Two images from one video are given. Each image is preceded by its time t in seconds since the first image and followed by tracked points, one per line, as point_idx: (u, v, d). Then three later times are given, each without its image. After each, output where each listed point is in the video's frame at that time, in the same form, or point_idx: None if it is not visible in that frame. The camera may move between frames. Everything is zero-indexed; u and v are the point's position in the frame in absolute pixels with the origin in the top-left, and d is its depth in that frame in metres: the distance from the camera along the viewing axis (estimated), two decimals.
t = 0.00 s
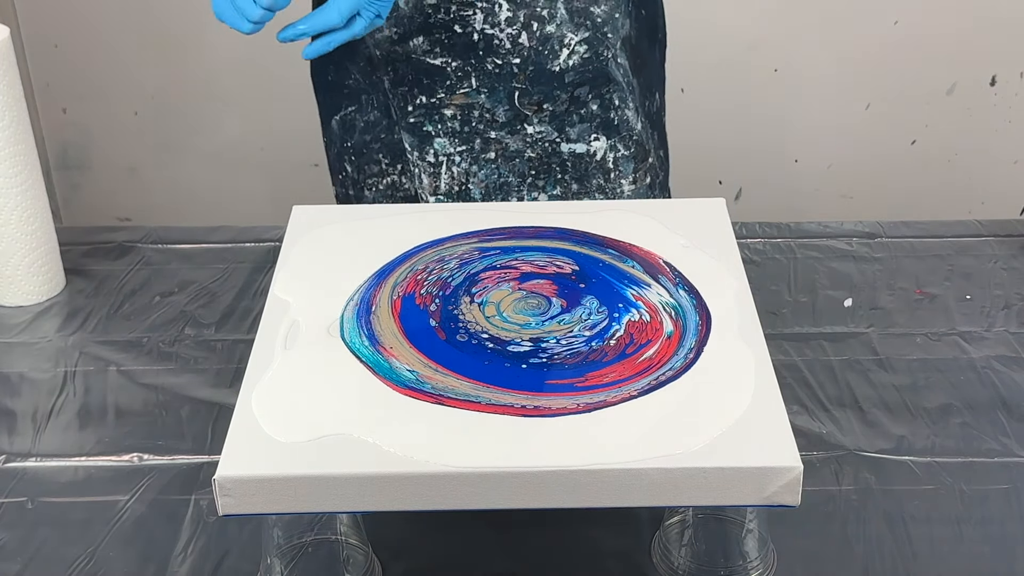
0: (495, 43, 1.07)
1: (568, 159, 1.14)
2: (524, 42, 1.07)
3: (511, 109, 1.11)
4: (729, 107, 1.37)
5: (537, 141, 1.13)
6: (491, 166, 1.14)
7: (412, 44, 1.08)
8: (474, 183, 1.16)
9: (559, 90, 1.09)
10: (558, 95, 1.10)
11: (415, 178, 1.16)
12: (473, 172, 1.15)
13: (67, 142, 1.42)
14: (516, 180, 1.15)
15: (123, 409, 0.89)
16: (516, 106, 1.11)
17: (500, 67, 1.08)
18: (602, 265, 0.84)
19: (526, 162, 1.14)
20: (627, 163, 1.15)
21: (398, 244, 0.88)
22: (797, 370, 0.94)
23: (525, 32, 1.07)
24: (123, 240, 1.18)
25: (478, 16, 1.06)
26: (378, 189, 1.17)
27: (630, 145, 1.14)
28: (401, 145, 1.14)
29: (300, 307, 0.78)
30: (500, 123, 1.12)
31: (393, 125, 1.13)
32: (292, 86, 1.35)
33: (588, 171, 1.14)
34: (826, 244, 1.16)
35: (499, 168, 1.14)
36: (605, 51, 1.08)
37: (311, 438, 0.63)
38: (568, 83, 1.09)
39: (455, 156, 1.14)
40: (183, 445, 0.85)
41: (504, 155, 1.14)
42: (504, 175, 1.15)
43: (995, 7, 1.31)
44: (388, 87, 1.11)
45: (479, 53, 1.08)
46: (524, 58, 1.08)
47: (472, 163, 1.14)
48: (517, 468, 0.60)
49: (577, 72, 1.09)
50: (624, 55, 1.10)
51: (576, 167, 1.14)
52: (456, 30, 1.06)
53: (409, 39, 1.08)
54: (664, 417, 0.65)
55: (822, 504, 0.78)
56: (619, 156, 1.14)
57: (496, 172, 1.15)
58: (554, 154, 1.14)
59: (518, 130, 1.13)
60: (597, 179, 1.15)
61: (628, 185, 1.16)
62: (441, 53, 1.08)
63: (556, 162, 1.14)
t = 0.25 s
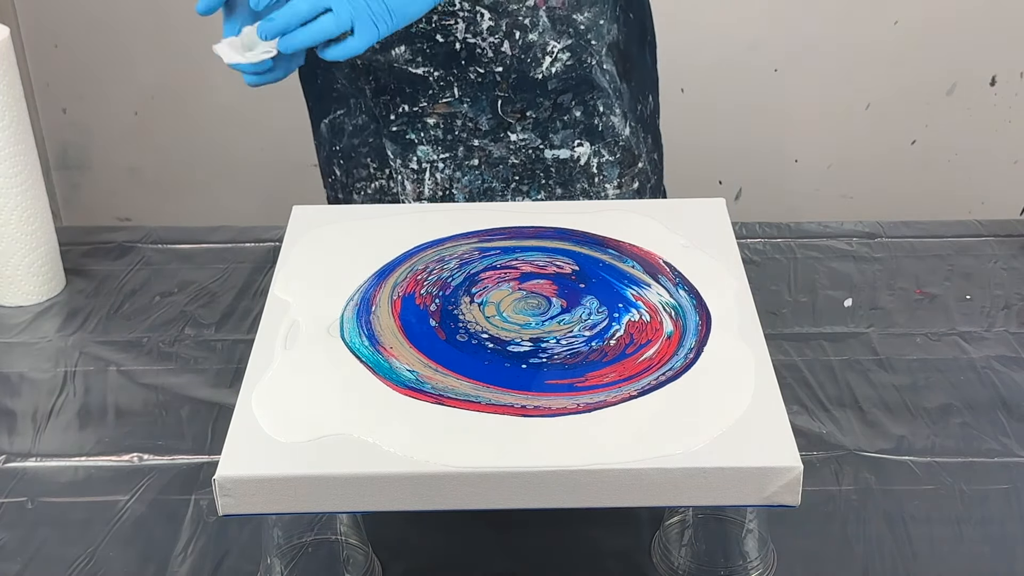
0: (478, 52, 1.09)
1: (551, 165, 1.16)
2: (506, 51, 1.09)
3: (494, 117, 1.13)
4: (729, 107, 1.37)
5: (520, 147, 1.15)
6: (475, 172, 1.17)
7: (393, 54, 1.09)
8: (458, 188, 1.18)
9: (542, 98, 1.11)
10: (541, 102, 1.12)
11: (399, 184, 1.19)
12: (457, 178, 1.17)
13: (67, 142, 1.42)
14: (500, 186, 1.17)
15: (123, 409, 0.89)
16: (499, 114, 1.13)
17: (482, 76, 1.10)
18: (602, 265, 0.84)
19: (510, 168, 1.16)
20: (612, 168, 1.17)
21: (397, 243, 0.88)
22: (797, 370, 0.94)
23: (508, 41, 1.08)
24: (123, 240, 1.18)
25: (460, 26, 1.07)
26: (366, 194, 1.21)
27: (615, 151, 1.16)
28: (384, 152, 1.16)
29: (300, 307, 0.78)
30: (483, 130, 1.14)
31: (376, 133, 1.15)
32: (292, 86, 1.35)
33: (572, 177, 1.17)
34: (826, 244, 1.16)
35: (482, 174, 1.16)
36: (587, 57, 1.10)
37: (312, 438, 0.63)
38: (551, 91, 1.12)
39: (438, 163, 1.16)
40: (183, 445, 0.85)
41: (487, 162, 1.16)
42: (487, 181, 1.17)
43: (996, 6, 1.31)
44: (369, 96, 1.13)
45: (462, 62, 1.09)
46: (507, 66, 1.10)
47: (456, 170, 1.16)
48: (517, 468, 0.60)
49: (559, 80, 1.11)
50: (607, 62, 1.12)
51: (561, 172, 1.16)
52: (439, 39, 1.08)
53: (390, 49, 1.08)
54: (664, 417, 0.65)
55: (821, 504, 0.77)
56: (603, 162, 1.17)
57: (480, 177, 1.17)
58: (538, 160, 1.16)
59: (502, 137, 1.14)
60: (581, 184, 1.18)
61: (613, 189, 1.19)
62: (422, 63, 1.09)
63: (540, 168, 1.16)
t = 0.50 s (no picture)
0: (486, 42, 1.02)
1: (558, 156, 1.11)
2: (516, 42, 1.02)
3: (502, 107, 1.07)
4: (729, 107, 1.37)
5: (528, 138, 1.09)
6: (482, 163, 1.12)
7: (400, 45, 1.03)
8: (465, 180, 1.13)
9: (550, 90, 1.05)
10: (549, 94, 1.06)
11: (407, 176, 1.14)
12: (464, 170, 1.12)
13: (67, 142, 1.42)
14: (507, 177, 1.12)
15: (123, 409, 0.89)
16: (507, 104, 1.07)
17: (491, 66, 1.04)
18: (602, 265, 0.84)
19: (518, 159, 1.11)
20: (618, 162, 1.12)
21: (397, 243, 0.88)
22: (797, 370, 0.94)
23: (517, 31, 1.02)
24: (123, 240, 1.18)
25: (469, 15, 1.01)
26: (373, 188, 1.16)
27: (622, 144, 1.11)
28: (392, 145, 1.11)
29: (300, 307, 0.78)
30: (491, 120, 1.08)
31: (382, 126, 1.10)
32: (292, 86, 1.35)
33: (578, 170, 1.12)
34: (826, 244, 1.16)
35: (490, 166, 1.11)
36: (597, 50, 1.04)
37: (312, 438, 0.63)
38: (559, 83, 1.05)
39: (446, 154, 1.11)
40: (183, 445, 0.85)
41: (494, 152, 1.11)
42: (494, 172, 1.12)
43: (995, 7, 1.31)
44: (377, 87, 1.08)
45: (470, 53, 1.03)
46: (516, 57, 1.03)
47: (463, 161, 1.11)
48: (517, 467, 0.60)
49: (568, 72, 1.05)
50: (614, 55, 1.06)
51: (568, 164, 1.11)
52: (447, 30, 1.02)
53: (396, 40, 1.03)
54: (664, 417, 0.65)
55: (822, 504, 0.77)
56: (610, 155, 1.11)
57: (487, 169, 1.12)
58: (545, 151, 1.10)
59: (510, 127, 1.09)
60: (588, 177, 1.12)
61: (619, 184, 1.13)
62: (431, 54, 1.04)
63: (547, 159, 1.11)
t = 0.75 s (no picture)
0: (516, 33, 1.01)
1: (575, 154, 1.09)
2: (545, 32, 1.01)
3: (526, 100, 1.05)
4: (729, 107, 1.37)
5: (548, 134, 1.07)
6: (499, 160, 1.09)
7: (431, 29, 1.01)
8: (481, 175, 1.10)
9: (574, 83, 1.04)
10: (573, 88, 1.05)
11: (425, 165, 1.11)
12: (482, 164, 1.09)
13: (67, 142, 1.42)
14: (523, 176, 1.10)
15: (123, 409, 0.89)
16: (531, 98, 1.05)
17: (519, 58, 1.03)
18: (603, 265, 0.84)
19: (535, 157, 1.09)
20: (632, 159, 1.11)
21: (397, 243, 0.88)
22: (797, 370, 0.94)
23: (547, 21, 1.01)
24: (123, 240, 1.18)
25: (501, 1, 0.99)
26: (396, 173, 1.20)
27: (635, 140, 1.10)
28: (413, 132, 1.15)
29: (299, 307, 0.78)
30: (513, 115, 1.06)
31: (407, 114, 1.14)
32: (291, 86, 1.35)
33: (594, 167, 1.09)
34: (826, 244, 1.16)
35: (507, 162, 1.09)
36: (621, 45, 1.04)
37: (312, 438, 0.63)
38: (583, 76, 1.04)
39: (464, 146, 1.08)
40: (183, 445, 0.85)
41: (514, 149, 1.08)
42: (511, 170, 1.09)
43: (995, 7, 1.31)
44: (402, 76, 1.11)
45: (499, 42, 1.02)
46: (543, 49, 1.02)
47: (481, 156, 1.09)
48: (517, 467, 0.60)
49: (592, 66, 1.04)
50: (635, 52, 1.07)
51: (584, 161, 1.09)
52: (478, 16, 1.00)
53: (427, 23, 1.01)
54: (664, 417, 0.65)
55: (822, 504, 0.77)
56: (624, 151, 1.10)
57: (504, 165, 1.09)
58: (563, 148, 1.08)
59: (531, 123, 1.07)
60: (603, 174, 1.10)
61: (631, 180, 1.12)
62: (461, 40, 1.02)
63: (564, 157, 1.09)
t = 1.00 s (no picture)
0: (504, 39, 1.14)
1: (553, 160, 1.21)
2: (531, 40, 1.14)
3: (509, 103, 1.17)
4: (729, 107, 1.37)
5: (527, 139, 1.20)
6: (478, 158, 1.21)
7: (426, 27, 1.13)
8: (460, 171, 1.22)
9: (556, 91, 1.16)
10: (556, 96, 1.17)
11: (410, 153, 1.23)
12: (461, 160, 1.21)
13: (67, 142, 1.42)
14: (500, 177, 1.22)
15: (123, 409, 0.89)
16: (513, 102, 1.17)
17: (505, 61, 1.15)
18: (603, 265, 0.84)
19: (515, 160, 1.21)
20: (606, 168, 1.23)
21: (397, 243, 0.88)
22: (797, 370, 0.94)
23: (534, 30, 1.13)
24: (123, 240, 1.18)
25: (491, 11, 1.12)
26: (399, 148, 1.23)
27: (613, 151, 1.22)
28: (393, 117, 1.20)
29: (299, 307, 0.78)
30: (495, 116, 1.18)
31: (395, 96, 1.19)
32: (292, 86, 1.35)
33: (570, 174, 1.22)
34: (826, 244, 1.16)
35: (485, 162, 1.21)
36: (606, 61, 1.16)
37: (312, 438, 0.63)
38: (566, 86, 1.17)
39: (446, 141, 1.20)
40: (183, 445, 0.84)
41: (493, 149, 1.20)
42: (489, 170, 1.22)
43: (995, 7, 1.31)
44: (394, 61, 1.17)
45: (488, 46, 1.14)
46: (529, 55, 1.15)
47: (461, 152, 1.20)
48: (518, 468, 0.60)
49: (576, 77, 1.16)
50: (625, 68, 1.18)
51: (561, 168, 1.22)
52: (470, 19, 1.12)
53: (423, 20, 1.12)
54: (664, 417, 0.65)
55: (822, 504, 0.78)
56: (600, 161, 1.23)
57: (482, 165, 1.21)
58: (541, 154, 1.21)
59: (512, 126, 1.19)
60: (578, 181, 1.23)
61: (604, 188, 1.25)
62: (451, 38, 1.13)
63: (542, 163, 1.21)
